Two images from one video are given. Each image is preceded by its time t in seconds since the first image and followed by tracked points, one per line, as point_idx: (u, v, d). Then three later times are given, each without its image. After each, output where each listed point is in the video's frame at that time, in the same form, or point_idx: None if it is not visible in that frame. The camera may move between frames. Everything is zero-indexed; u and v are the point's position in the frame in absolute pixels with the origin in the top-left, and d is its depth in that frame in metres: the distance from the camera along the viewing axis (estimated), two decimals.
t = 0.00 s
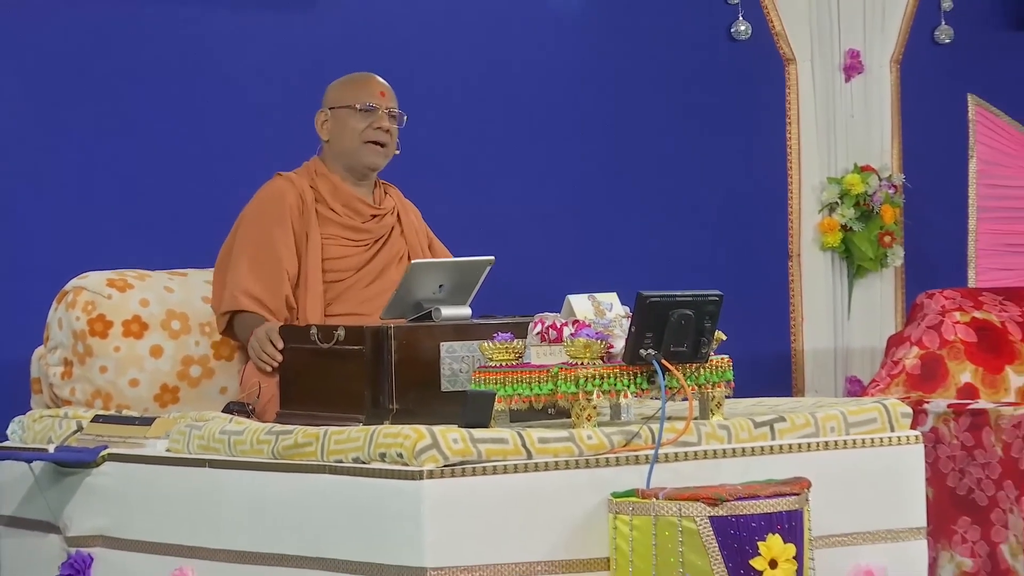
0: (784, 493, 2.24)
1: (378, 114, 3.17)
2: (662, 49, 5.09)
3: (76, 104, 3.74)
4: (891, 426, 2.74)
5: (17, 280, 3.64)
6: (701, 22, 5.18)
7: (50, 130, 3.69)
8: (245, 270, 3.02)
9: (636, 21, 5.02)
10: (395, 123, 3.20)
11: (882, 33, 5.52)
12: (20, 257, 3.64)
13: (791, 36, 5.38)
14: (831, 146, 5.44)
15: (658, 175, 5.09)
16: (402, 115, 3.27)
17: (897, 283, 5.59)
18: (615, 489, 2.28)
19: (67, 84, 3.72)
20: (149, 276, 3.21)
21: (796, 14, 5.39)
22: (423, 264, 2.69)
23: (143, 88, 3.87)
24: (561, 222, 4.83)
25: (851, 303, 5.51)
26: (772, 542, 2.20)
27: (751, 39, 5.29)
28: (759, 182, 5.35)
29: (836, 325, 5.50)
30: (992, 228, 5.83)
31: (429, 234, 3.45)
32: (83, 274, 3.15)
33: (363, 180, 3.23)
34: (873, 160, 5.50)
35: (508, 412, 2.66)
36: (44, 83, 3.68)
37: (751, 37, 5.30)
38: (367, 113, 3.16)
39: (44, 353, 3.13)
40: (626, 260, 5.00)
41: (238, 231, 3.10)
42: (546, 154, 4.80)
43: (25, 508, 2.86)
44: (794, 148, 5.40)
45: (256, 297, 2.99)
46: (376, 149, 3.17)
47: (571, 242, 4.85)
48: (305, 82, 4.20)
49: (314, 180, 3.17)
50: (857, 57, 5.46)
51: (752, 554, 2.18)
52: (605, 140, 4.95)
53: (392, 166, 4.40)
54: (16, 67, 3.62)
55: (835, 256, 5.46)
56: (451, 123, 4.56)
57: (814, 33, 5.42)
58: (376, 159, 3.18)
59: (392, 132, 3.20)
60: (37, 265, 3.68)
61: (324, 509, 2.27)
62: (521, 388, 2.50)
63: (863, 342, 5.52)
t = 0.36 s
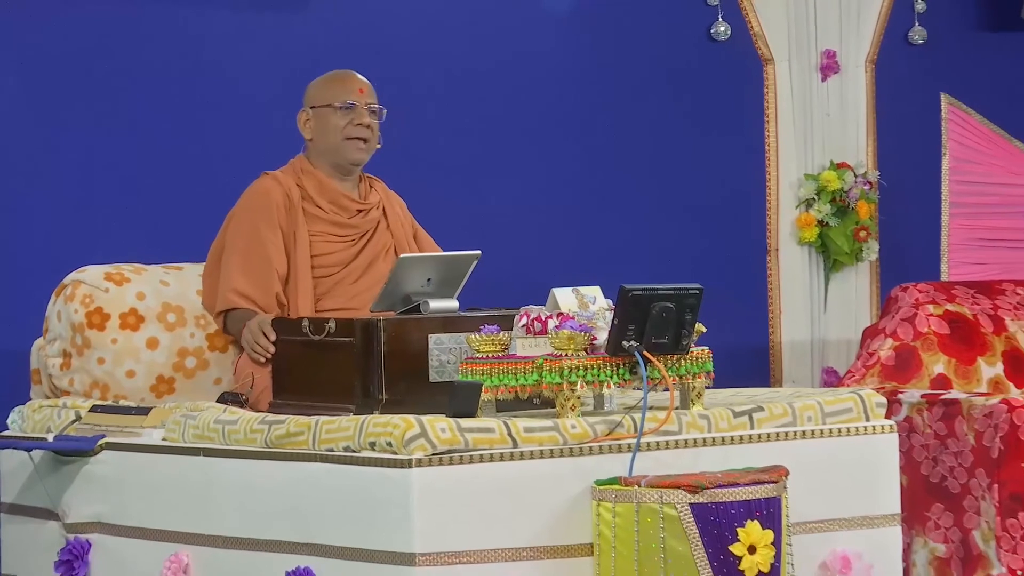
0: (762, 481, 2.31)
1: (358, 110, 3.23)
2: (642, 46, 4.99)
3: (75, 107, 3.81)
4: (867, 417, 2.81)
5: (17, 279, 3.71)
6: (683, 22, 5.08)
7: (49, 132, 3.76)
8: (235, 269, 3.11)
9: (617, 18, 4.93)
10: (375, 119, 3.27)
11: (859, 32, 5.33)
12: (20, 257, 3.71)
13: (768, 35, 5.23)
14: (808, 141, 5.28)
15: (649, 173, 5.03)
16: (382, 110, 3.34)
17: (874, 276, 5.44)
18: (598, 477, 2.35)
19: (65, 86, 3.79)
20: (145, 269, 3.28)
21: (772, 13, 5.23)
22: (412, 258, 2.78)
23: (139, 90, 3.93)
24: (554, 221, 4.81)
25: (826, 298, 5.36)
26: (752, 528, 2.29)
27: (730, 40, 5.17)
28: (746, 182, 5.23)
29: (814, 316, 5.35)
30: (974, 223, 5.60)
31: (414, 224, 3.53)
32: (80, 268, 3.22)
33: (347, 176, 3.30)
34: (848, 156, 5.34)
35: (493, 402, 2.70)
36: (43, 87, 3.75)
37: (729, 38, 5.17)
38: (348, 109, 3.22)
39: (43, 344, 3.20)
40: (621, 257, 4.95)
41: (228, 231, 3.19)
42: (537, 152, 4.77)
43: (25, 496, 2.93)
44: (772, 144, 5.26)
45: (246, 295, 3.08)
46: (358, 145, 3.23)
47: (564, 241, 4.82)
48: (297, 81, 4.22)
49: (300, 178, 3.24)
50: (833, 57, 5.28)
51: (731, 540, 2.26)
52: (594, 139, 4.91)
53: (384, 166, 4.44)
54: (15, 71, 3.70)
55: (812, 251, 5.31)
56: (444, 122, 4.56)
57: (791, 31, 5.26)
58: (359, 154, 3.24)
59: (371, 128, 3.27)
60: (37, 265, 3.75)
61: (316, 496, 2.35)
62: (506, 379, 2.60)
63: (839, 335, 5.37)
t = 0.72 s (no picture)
0: (746, 470, 2.40)
1: (299, 115, 3.25)
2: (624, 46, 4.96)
3: (74, 110, 3.88)
4: (845, 406, 2.90)
5: (18, 279, 3.79)
6: (665, 22, 5.04)
7: (49, 134, 3.84)
8: (209, 292, 3.17)
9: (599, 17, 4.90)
10: (320, 118, 3.28)
11: (838, 33, 5.29)
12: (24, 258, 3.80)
13: (750, 35, 5.19)
14: (789, 141, 5.25)
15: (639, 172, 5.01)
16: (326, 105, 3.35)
17: (852, 269, 5.40)
18: (586, 465, 2.44)
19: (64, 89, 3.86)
20: (144, 264, 3.35)
21: (755, 13, 5.20)
22: (405, 252, 2.85)
23: (137, 91, 3.99)
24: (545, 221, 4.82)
25: (807, 289, 5.31)
26: (734, 515, 2.36)
27: (714, 42, 5.14)
28: (731, 180, 5.20)
29: (795, 309, 5.31)
30: (953, 219, 5.53)
31: (382, 200, 3.48)
32: (81, 262, 3.30)
33: (308, 178, 3.32)
34: (829, 154, 5.29)
35: (483, 392, 2.79)
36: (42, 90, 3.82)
37: (713, 38, 5.14)
38: (289, 117, 3.24)
39: (46, 336, 3.27)
40: (616, 255, 4.96)
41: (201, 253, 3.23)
42: (528, 151, 4.77)
43: (28, 485, 3.01)
44: (755, 143, 5.22)
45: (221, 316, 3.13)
46: (310, 148, 3.26)
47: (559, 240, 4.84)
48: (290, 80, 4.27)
49: (262, 187, 3.25)
50: (814, 58, 5.25)
51: (715, 526, 2.34)
52: (581, 136, 4.89)
53: (377, 166, 4.47)
54: (16, 75, 3.78)
55: (793, 245, 5.28)
56: (438, 121, 4.59)
57: (773, 31, 5.22)
58: (313, 156, 3.27)
59: (317, 128, 3.28)
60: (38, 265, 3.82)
61: (312, 483, 2.43)
62: (495, 370, 2.67)
63: (820, 327, 5.33)
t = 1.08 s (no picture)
0: (733, 457, 2.49)
1: (279, 123, 3.29)
2: (614, 46, 5.01)
3: (78, 110, 3.95)
4: (831, 396, 2.97)
5: (19, 270, 3.85)
6: (654, 22, 5.09)
7: (53, 134, 3.91)
8: (204, 294, 3.25)
9: (589, 17, 4.95)
10: (300, 121, 3.33)
11: (823, 29, 5.34)
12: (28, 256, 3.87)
13: (737, 34, 5.23)
14: (774, 139, 5.30)
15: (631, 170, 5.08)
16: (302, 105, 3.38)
17: (837, 263, 5.45)
18: (578, 453, 2.52)
19: (67, 90, 3.93)
20: (149, 258, 3.42)
21: (742, 13, 5.24)
22: (400, 248, 2.93)
23: (139, 92, 4.07)
24: (539, 217, 4.87)
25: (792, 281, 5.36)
26: (722, 501, 2.45)
27: (702, 42, 5.18)
28: (721, 175, 5.26)
29: (779, 300, 5.36)
30: (938, 213, 5.57)
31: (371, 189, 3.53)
32: (87, 256, 3.37)
33: (296, 178, 3.39)
34: (814, 151, 5.35)
35: (478, 382, 2.85)
36: (45, 90, 3.89)
37: (702, 39, 5.18)
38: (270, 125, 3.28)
39: (53, 328, 3.33)
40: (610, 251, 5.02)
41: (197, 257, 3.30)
42: (522, 149, 4.83)
43: (36, 472, 3.10)
44: (740, 142, 5.27)
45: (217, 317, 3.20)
46: (296, 151, 3.32)
47: (553, 238, 4.91)
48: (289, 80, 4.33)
49: (253, 190, 3.32)
50: (800, 57, 5.29)
51: (703, 512, 2.43)
52: (572, 134, 4.94)
53: (375, 163, 4.51)
54: (20, 75, 3.84)
55: (779, 240, 5.33)
56: (434, 116, 4.63)
57: (758, 32, 5.26)
58: (299, 159, 3.34)
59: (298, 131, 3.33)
60: (43, 263, 3.89)
61: (311, 470, 2.50)
62: (491, 360, 2.73)
63: (805, 318, 5.38)
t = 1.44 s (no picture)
0: (720, 445, 2.55)
1: (319, 107, 3.40)
2: (605, 44, 5.06)
3: (77, 107, 4.01)
4: (815, 385, 3.06)
5: (19, 262, 3.90)
6: (643, 21, 5.14)
7: (54, 132, 3.97)
8: (217, 271, 3.31)
9: (580, 15, 4.99)
10: (337, 112, 3.44)
11: (808, 32, 5.41)
12: (31, 253, 3.92)
13: (724, 33, 5.29)
14: (760, 136, 5.35)
15: (624, 165, 5.12)
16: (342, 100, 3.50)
17: (823, 256, 5.52)
18: (570, 441, 2.59)
19: (68, 89, 3.99)
20: (152, 251, 3.49)
21: (727, 12, 5.30)
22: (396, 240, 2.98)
23: (138, 90, 4.13)
24: (532, 213, 4.91)
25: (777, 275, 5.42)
26: (710, 488, 2.51)
27: (689, 42, 5.23)
28: (711, 175, 5.31)
29: (767, 292, 5.41)
30: (916, 208, 5.65)
31: (388, 200, 3.65)
32: (92, 249, 3.45)
33: (320, 167, 3.47)
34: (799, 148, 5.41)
35: (473, 371, 2.96)
36: (46, 90, 3.95)
37: (689, 38, 5.23)
38: (309, 108, 3.39)
39: (59, 319, 3.43)
40: (604, 247, 5.07)
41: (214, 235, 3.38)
42: (516, 144, 4.87)
43: (42, 459, 3.20)
44: (728, 137, 5.32)
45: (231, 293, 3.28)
46: (325, 138, 3.41)
47: (548, 233, 4.95)
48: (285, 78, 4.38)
49: (277, 175, 3.41)
50: (784, 56, 5.36)
51: (691, 499, 2.48)
52: (563, 131, 4.99)
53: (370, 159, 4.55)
54: (18, 71, 3.90)
55: (765, 235, 5.38)
56: (429, 112, 4.67)
57: (746, 31, 5.32)
58: (328, 147, 3.42)
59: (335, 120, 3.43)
60: (46, 259, 3.95)
61: (309, 457, 2.58)
62: (484, 351, 2.81)
63: (790, 309, 5.44)
